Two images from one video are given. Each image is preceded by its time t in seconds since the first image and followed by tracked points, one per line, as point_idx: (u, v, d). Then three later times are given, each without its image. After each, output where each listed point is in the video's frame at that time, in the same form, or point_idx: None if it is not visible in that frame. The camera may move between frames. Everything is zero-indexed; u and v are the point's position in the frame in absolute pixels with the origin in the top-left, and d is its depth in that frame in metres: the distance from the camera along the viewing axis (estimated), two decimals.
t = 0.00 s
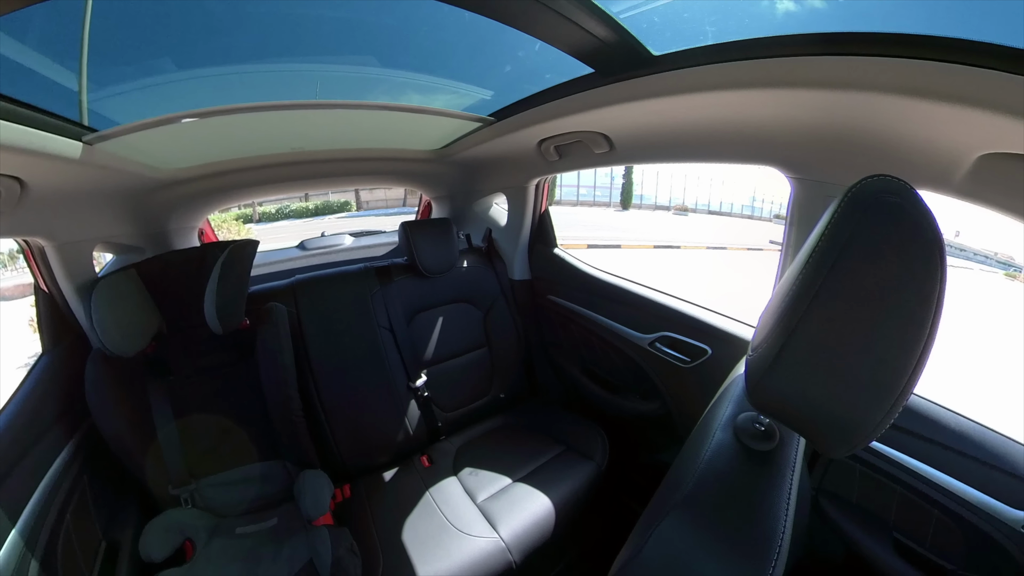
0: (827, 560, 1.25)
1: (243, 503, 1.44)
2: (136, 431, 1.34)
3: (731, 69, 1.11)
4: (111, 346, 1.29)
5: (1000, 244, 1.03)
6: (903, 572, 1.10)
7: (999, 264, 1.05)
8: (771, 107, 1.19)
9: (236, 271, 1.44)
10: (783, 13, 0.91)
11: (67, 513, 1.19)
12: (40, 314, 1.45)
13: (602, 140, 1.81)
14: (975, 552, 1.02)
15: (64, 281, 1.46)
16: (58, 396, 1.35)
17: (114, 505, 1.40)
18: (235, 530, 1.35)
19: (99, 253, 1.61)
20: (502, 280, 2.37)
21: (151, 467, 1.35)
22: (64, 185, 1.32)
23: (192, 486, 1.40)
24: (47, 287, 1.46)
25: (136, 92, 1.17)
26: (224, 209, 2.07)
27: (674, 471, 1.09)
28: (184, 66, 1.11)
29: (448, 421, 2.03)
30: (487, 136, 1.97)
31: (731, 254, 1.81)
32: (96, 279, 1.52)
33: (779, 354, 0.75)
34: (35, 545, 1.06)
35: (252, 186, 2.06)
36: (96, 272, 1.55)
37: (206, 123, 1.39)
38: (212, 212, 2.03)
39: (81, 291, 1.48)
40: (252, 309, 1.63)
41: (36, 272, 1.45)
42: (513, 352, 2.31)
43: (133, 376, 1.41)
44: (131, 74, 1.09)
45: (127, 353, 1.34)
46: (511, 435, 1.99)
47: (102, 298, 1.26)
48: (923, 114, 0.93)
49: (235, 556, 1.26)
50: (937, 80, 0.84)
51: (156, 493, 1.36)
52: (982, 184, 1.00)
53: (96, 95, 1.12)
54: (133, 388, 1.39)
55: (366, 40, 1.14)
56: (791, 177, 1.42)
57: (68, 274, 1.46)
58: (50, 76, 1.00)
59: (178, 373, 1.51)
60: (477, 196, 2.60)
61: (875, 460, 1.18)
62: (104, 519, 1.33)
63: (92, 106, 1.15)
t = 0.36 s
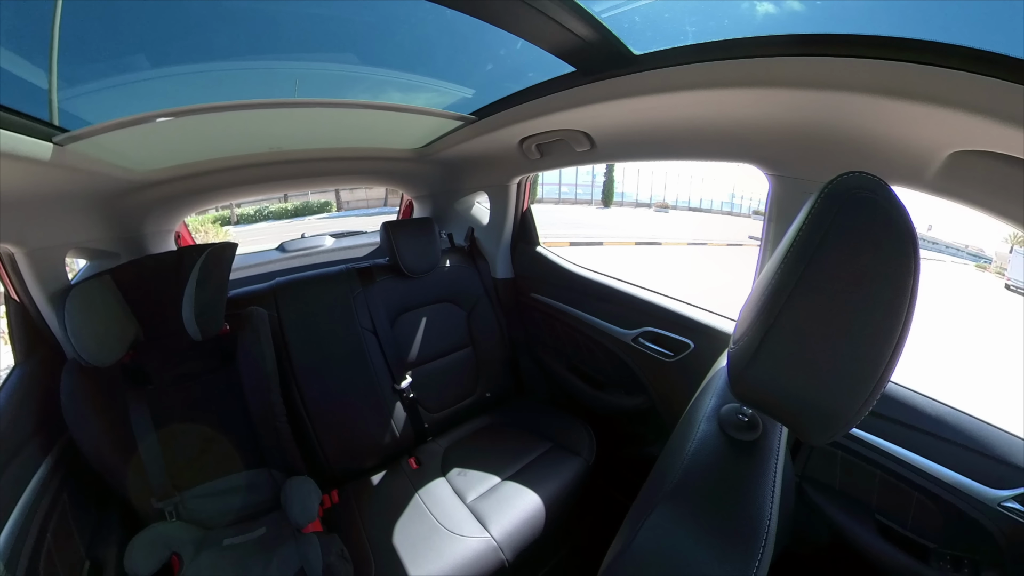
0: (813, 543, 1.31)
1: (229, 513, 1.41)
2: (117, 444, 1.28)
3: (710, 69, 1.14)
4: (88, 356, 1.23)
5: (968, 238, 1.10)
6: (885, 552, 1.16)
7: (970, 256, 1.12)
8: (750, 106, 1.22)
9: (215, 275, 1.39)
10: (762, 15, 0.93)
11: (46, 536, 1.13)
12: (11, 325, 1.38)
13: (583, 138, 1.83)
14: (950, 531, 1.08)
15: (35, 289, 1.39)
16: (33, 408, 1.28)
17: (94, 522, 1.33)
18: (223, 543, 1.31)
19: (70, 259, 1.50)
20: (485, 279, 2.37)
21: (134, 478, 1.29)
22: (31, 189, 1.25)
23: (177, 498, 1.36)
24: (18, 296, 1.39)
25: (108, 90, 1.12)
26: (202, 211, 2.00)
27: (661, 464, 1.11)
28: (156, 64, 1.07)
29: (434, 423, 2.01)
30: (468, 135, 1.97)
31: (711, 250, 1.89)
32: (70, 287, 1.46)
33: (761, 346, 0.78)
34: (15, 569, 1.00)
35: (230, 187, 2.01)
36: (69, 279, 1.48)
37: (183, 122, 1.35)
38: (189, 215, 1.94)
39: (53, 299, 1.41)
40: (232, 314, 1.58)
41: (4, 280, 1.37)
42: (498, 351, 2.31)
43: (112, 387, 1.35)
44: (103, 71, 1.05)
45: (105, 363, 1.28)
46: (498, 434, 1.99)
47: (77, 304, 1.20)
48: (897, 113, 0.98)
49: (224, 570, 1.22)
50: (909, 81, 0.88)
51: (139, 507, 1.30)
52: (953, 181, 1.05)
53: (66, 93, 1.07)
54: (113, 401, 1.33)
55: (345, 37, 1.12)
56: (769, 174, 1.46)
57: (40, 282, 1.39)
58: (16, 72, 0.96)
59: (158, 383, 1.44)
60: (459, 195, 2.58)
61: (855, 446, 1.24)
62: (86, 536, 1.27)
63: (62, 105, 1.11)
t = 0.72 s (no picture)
0: (797, 528, 1.37)
1: (216, 524, 1.35)
2: (95, 458, 1.22)
3: (691, 68, 1.17)
4: (64, 369, 1.18)
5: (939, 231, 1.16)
6: (870, 535, 1.22)
7: (943, 249, 1.17)
8: (729, 105, 1.26)
9: (192, 279, 1.35)
10: (742, 16, 0.97)
11: (27, 558, 1.05)
12: None
13: (565, 137, 1.84)
14: (932, 511, 1.17)
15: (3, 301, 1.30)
16: (8, 425, 1.21)
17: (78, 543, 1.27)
18: (210, 555, 1.27)
19: (43, 266, 1.43)
20: (468, 278, 2.36)
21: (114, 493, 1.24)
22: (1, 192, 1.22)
23: (161, 512, 1.31)
24: None
25: (78, 88, 1.09)
26: (178, 213, 1.89)
27: (649, 457, 1.13)
28: (127, 62, 1.04)
29: (420, 424, 2.00)
30: (449, 134, 1.96)
31: (693, 246, 1.94)
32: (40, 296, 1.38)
33: (743, 340, 0.80)
34: None
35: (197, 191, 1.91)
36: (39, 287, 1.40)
37: (158, 122, 1.31)
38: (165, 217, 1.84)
39: (25, 308, 1.34)
40: (210, 319, 1.53)
41: None
42: (483, 350, 2.30)
43: (89, 398, 1.28)
44: (73, 68, 1.02)
45: (82, 373, 1.23)
46: (486, 433, 1.99)
47: (50, 314, 1.14)
48: (872, 112, 1.02)
49: None
50: (883, 80, 0.93)
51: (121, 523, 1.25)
52: (924, 177, 1.10)
53: (34, 92, 1.05)
54: (92, 412, 1.27)
55: (323, 34, 1.10)
56: (748, 171, 1.51)
57: (8, 292, 1.30)
58: None
59: (137, 392, 1.40)
60: (441, 194, 2.54)
61: (837, 435, 1.30)
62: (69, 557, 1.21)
63: (30, 104, 1.09)
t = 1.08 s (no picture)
0: (784, 514, 1.43)
1: (203, 536, 1.31)
2: (74, 473, 1.17)
3: (671, 68, 1.22)
4: (37, 382, 1.11)
5: (912, 225, 1.21)
6: (853, 517, 1.29)
7: (916, 242, 1.23)
8: (708, 103, 1.31)
9: (169, 284, 1.30)
10: (722, 19, 1.02)
11: None
12: None
13: (546, 135, 1.85)
14: (913, 494, 1.23)
15: None
16: None
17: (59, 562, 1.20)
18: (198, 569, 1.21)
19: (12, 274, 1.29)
20: (450, 278, 2.35)
21: (96, 509, 1.19)
22: None
23: (145, 527, 1.25)
24: None
25: (50, 85, 1.05)
26: (155, 218, 1.83)
27: (636, 451, 1.14)
28: (97, 58, 1.01)
29: (407, 426, 1.98)
30: (430, 133, 1.95)
31: (673, 242, 1.97)
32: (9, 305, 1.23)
33: (727, 334, 0.81)
34: None
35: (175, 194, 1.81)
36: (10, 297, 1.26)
37: (132, 121, 1.28)
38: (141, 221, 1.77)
39: None
40: (189, 326, 1.48)
41: None
42: (467, 350, 2.30)
43: (65, 411, 1.23)
44: (45, 66, 0.98)
45: (55, 387, 1.15)
46: (473, 433, 1.99)
47: (22, 325, 1.07)
48: (847, 111, 1.08)
49: None
50: (857, 81, 0.99)
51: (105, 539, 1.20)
52: (895, 173, 1.16)
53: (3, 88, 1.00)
54: (67, 428, 1.22)
55: (302, 30, 1.09)
56: (727, 168, 1.56)
57: None
58: None
59: (116, 404, 1.34)
60: (422, 192, 2.51)
61: (819, 422, 1.36)
62: None
63: None
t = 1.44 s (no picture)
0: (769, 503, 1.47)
1: (192, 550, 1.28)
2: (55, 490, 1.10)
3: (654, 66, 1.28)
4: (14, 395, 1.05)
5: (888, 220, 1.27)
6: (838, 503, 1.36)
7: (893, 236, 1.29)
8: (688, 100, 1.36)
9: (148, 289, 1.25)
10: (704, 19, 1.09)
11: None
12: None
13: (529, 133, 1.86)
14: (895, 479, 1.30)
15: None
16: None
17: None
18: None
19: None
20: (435, 278, 2.33)
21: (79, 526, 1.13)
22: None
23: (131, 541, 1.22)
24: None
25: (18, 83, 1.06)
26: (131, 219, 1.66)
27: (624, 445, 1.15)
28: (78, 54, 1.03)
29: (395, 428, 1.96)
30: (413, 132, 1.94)
31: (656, 239, 2.01)
32: None
33: (711, 329, 0.83)
34: None
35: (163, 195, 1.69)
36: None
37: (109, 120, 1.28)
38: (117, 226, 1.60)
39: None
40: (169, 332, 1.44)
41: None
42: (453, 350, 2.29)
43: (44, 426, 1.15)
44: (14, 62, 0.99)
45: (31, 399, 1.10)
46: (462, 433, 1.98)
47: None
48: (822, 109, 1.14)
49: None
50: (831, 80, 1.05)
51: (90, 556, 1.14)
52: (872, 169, 1.20)
53: None
54: (45, 442, 1.15)
55: (284, 29, 1.13)
56: (709, 166, 1.60)
57: None
58: None
59: (96, 415, 1.28)
60: (406, 192, 2.47)
61: (802, 412, 1.41)
62: None
63: None
